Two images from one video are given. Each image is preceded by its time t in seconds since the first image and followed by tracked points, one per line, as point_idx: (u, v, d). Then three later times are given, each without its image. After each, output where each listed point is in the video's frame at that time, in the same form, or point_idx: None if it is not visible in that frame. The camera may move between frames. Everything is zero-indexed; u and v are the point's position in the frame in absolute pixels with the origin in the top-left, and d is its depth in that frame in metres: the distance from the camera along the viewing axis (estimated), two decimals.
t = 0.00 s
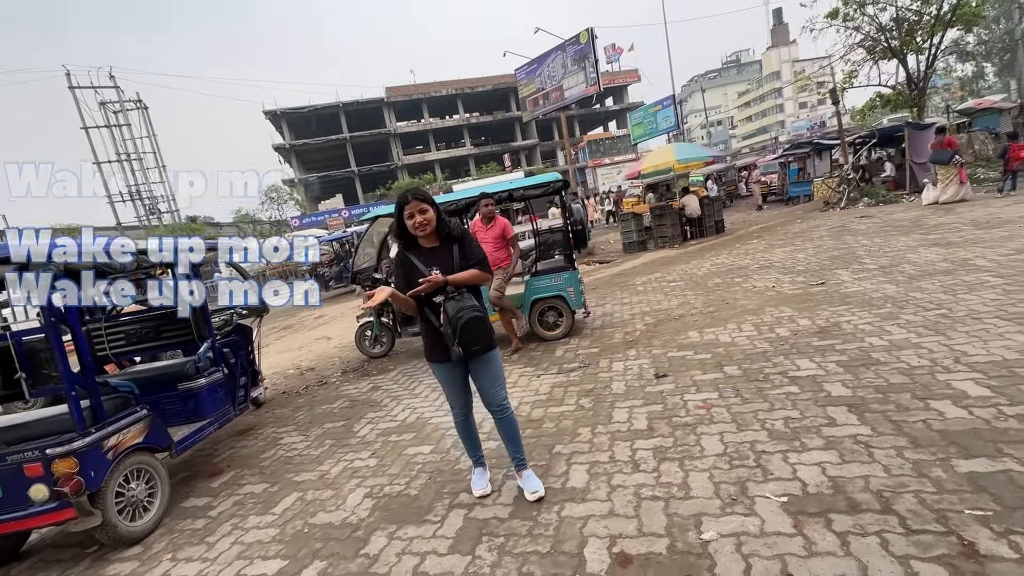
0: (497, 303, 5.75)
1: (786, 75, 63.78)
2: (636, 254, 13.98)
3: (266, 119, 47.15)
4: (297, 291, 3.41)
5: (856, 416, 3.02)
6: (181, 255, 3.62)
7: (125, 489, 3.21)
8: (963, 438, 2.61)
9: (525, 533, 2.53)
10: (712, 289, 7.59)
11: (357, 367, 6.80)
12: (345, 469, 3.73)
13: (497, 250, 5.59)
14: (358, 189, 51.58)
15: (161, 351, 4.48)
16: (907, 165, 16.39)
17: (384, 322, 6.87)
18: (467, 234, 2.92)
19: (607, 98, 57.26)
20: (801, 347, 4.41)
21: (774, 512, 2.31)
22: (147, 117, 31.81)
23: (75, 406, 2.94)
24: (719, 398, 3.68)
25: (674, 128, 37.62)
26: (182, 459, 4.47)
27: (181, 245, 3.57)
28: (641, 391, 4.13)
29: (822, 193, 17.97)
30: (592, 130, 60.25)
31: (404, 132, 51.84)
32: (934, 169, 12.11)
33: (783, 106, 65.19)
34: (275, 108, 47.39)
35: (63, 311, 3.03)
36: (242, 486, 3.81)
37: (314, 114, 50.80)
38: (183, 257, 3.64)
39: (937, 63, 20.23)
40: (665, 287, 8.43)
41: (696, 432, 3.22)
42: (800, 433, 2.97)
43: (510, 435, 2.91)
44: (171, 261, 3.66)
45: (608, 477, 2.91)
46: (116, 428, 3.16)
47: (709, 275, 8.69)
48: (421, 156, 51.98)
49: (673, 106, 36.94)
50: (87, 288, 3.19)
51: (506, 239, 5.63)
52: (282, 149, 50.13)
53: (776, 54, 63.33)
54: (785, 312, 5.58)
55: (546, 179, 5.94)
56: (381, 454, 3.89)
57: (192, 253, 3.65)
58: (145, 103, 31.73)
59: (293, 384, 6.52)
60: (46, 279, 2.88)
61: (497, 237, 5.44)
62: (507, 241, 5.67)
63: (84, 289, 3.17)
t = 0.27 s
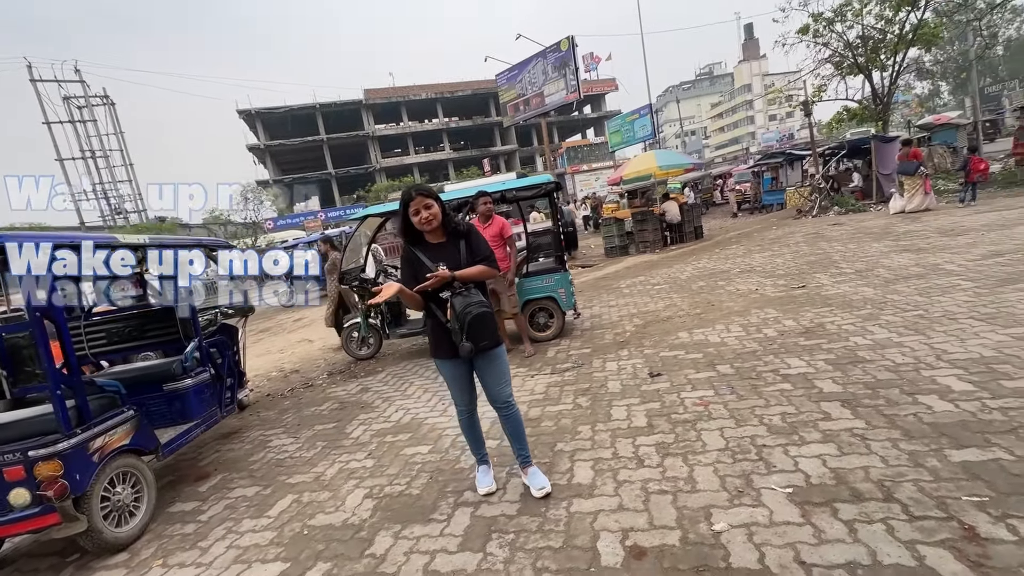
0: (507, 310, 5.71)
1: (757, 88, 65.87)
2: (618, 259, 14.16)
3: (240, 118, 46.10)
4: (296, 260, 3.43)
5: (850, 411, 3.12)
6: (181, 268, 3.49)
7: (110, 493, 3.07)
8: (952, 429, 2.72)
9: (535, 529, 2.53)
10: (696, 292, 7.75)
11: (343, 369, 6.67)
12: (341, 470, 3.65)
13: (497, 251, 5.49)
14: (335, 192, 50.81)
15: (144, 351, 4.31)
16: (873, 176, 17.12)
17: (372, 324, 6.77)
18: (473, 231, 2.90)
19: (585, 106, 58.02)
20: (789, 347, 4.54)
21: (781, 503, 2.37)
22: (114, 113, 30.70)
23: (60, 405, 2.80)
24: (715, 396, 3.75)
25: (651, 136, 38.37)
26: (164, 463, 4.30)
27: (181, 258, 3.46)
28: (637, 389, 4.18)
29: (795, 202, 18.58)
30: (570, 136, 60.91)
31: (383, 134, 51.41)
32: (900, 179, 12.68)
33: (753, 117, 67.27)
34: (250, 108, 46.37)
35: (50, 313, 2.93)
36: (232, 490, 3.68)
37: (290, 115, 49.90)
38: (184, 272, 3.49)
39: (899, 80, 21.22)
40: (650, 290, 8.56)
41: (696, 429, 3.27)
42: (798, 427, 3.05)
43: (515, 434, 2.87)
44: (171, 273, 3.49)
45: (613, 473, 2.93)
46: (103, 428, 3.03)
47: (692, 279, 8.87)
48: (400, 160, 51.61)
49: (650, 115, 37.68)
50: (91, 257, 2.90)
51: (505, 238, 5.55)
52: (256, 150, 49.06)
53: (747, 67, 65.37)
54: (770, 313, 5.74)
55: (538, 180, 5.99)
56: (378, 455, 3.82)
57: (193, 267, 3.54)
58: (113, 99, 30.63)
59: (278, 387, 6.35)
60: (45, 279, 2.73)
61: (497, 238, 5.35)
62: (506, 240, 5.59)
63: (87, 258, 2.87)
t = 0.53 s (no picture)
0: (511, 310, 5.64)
1: (730, 99, 67.71)
2: (600, 263, 14.31)
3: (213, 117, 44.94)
4: (297, 273, 3.36)
5: (842, 409, 3.22)
6: (180, 282, 3.27)
7: (95, 500, 2.94)
8: (940, 426, 2.84)
9: (544, 529, 2.52)
10: (681, 296, 7.88)
11: (330, 372, 6.55)
12: (337, 474, 3.58)
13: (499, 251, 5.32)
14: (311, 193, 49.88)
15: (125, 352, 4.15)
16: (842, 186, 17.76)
17: (358, 326, 6.67)
18: (477, 229, 2.87)
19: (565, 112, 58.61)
20: (777, 349, 4.66)
21: (785, 498, 2.42)
22: (79, 109, 29.52)
23: (45, 407, 2.68)
24: (710, 396, 3.82)
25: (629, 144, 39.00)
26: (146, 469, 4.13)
27: (180, 271, 3.25)
28: (632, 390, 4.23)
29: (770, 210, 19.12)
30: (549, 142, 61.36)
31: (361, 136, 50.85)
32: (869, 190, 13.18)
33: (726, 128, 69.05)
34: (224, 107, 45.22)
35: (36, 310, 2.84)
36: (222, 495, 3.56)
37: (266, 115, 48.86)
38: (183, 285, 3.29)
39: (866, 95, 22.13)
40: (635, 294, 8.67)
41: (694, 428, 3.32)
42: (794, 425, 3.13)
43: (520, 434, 2.85)
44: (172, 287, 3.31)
45: (617, 472, 2.95)
46: (88, 432, 2.90)
47: (676, 283, 9.02)
48: (379, 162, 51.11)
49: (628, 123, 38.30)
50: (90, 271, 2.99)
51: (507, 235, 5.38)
52: (229, 149, 47.87)
53: (720, 79, 67.12)
54: (755, 316, 5.88)
55: (530, 184, 6.01)
56: (373, 458, 3.76)
57: (193, 281, 3.30)
58: (78, 94, 29.46)
59: (261, 390, 6.19)
60: (45, 262, 2.69)
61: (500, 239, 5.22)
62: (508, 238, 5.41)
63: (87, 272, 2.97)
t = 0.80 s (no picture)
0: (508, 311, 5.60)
1: (706, 109, 69.25)
2: (583, 268, 14.40)
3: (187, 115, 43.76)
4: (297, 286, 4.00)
5: (835, 410, 3.29)
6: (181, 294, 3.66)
7: (75, 511, 2.79)
8: (930, 425, 2.93)
9: (550, 532, 2.50)
10: (667, 300, 7.97)
11: (315, 376, 6.41)
12: (330, 480, 3.49)
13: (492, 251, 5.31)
14: (288, 195, 48.93)
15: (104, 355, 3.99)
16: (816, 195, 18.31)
17: (345, 329, 6.55)
18: (478, 230, 2.82)
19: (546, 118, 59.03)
20: (765, 352, 4.75)
21: (787, 498, 2.46)
22: (43, 104, 28.36)
23: (25, 412, 2.54)
24: (705, 398, 3.86)
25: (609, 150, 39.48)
26: (125, 478, 3.95)
27: (182, 283, 3.64)
28: (627, 393, 4.25)
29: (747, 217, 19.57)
30: (530, 148, 61.66)
31: (341, 138, 50.23)
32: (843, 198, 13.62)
33: (703, 136, 70.53)
34: (198, 105, 44.05)
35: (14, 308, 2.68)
36: (209, 504, 3.43)
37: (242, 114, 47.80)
38: (184, 298, 3.68)
39: (837, 107, 22.91)
40: (622, 297, 8.74)
41: (692, 429, 3.35)
42: (789, 426, 3.19)
43: (522, 436, 2.82)
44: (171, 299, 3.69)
45: (619, 474, 2.95)
46: (69, 439, 2.76)
47: (661, 287, 9.14)
48: (358, 164, 50.52)
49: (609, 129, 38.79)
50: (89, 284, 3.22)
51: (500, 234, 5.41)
52: (203, 148, 46.66)
53: (697, 89, 68.58)
54: (742, 320, 5.99)
55: (521, 187, 6.00)
56: (368, 463, 3.68)
57: (192, 292, 3.69)
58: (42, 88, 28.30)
59: (244, 395, 6.01)
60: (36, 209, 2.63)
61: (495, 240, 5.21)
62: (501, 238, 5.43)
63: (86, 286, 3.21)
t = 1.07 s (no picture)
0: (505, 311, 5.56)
1: (686, 116, 70.48)
2: (570, 271, 14.42)
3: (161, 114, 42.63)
4: (296, 289, 3.69)
5: (834, 409, 3.33)
6: (180, 298, 3.43)
7: (56, 522, 2.63)
8: (929, 422, 2.97)
9: (561, 534, 2.45)
10: (657, 302, 8.02)
11: (302, 379, 6.24)
12: (326, 485, 3.38)
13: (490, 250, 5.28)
14: (267, 196, 48.00)
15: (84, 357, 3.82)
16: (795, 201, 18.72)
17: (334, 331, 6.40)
18: (484, 227, 2.75)
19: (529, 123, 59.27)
20: (758, 352, 4.79)
21: (797, 496, 2.45)
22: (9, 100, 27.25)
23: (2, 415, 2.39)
24: (704, 398, 3.86)
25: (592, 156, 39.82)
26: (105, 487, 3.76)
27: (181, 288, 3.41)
28: (625, 393, 4.23)
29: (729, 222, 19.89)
30: (513, 152, 61.81)
31: (321, 139, 49.55)
32: (822, 204, 13.96)
33: (682, 143, 71.68)
34: (173, 103, 42.95)
35: None
36: (197, 512, 3.28)
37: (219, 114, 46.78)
38: (183, 302, 3.44)
39: (814, 116, 23.52)
40: (611, 300, 8.75)
41: (695, 429, 3.34)
42: (790, 424, 3.20)
43: (528, 438, 2.76)
44: (170, 304, 3.45)
45: (625, 475, 2.91)
46: (49, 445, 2.60)
47: (650, 290, 9.19)
48: (339, 166, 49.87)
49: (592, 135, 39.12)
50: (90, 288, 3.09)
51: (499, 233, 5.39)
52: (178, 148, 45.50)
53: (676, 96, 69.72)
54: (732, 321, 6.05)
55: (516, 188, 5.96)
56: (364, 467, 3.57)
57: (192, 297, 3.45)
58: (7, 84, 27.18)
59: (228, 399, 5.81)
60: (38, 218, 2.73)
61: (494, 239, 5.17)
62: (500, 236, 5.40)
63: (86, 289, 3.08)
